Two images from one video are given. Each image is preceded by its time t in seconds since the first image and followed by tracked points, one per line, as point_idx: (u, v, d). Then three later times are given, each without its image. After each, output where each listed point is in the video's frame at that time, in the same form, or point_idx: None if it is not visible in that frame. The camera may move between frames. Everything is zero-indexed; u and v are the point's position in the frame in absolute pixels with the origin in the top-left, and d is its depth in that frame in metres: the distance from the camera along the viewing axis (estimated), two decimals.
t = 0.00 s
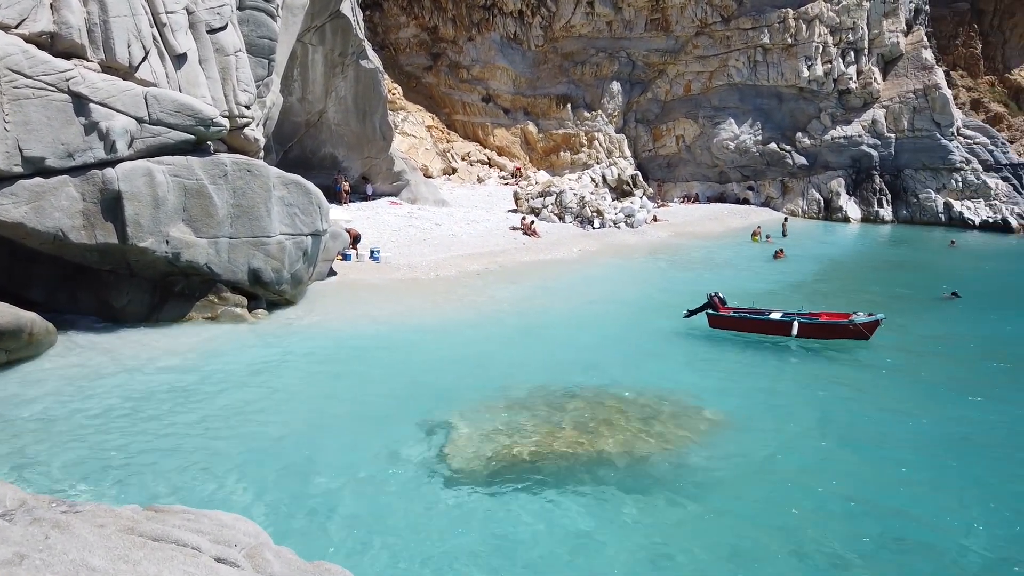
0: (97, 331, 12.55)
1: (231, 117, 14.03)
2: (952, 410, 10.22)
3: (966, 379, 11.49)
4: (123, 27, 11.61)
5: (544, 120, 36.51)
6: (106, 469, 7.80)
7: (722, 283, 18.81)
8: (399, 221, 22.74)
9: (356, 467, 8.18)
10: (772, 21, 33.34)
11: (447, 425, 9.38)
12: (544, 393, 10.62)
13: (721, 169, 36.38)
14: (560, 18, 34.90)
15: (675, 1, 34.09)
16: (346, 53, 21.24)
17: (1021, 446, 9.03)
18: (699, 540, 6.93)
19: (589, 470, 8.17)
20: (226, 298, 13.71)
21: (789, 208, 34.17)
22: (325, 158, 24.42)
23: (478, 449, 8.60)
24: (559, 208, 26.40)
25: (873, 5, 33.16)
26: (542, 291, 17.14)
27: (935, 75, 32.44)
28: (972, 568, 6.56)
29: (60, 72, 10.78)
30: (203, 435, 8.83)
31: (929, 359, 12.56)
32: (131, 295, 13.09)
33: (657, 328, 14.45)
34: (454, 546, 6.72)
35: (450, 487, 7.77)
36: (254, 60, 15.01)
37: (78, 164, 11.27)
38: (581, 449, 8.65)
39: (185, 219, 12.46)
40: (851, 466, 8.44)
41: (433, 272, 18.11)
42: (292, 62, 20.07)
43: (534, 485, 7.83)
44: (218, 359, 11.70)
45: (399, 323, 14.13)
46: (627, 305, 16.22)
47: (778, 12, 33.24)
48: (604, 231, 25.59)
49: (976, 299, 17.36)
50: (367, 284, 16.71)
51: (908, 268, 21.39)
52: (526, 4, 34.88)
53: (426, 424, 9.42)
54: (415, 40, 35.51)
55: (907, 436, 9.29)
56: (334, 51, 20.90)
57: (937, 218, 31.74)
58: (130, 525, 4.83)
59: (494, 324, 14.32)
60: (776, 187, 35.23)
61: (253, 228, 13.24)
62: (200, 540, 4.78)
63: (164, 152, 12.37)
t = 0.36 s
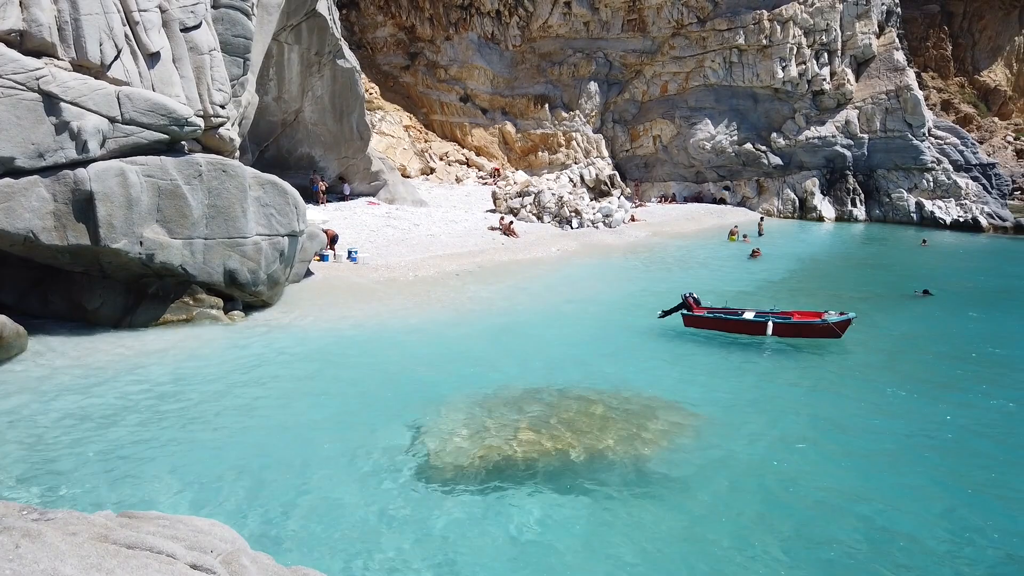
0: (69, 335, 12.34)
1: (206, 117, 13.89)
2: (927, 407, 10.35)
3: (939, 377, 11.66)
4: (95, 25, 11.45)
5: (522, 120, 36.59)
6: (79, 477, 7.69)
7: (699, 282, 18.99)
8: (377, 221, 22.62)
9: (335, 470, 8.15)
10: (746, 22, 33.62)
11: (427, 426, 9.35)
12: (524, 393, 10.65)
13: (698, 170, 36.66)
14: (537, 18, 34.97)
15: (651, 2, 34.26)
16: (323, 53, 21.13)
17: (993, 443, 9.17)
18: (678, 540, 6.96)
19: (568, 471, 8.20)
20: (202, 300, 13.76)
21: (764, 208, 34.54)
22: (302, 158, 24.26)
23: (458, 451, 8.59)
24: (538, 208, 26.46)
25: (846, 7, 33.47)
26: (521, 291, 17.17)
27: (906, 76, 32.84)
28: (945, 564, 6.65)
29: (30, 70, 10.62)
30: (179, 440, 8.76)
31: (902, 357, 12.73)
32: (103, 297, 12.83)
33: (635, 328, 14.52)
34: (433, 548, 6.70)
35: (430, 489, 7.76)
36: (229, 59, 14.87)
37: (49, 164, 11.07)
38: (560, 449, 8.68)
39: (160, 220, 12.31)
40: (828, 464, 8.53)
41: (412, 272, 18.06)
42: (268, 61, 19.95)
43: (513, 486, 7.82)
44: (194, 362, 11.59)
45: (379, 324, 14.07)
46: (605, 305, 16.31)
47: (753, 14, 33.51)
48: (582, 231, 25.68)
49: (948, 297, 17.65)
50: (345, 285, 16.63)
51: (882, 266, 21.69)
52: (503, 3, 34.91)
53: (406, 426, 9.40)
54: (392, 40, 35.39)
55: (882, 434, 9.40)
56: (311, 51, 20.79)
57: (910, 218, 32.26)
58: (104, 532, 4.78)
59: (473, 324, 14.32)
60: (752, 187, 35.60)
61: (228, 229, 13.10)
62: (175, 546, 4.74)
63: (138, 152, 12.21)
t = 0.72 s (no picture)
0: (41, 338, 12.18)
1: (182, 117, 13.74)
2: (905, 406, 10.45)
3: (917, 375, 11.78)
4: (68, 24, 11.25)
5: (502, 120, 36.61)
6: (53, 484, 7.57)
7: (678, 282, 19.11)
8: (357, 222, 22.49)
9: (313, 474, 8.09)
10: (724, 23, 33.84)
11: (408, 429, 9.30)
12: (505, 395, 10.65)
13: (677, 170, 36.86)
14: (516, 19, 35.01)
15: (630, 3, 34.41)
16: (300, 52, 20.99)
17: (973, 442, 9.24)
18: (657, 540, 6.99)
19: (549, 473, 8.19)
20: (178, 302, 13.44)
21: (742, 208, 34.82)
22: (280, 158, 24.07)
23: (438, 454, 8.55)
24: (518, 208, 26.48)
25: (822, 9, 33.75)
26: (501, 292, 17.16)
27: (882, 78, 33.17)
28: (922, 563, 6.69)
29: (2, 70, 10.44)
30: (155, 445, 8.66)
31: (879, 355, 12.88)
32: (78, 300, 12.68)
33: (615, 328, 14.56)
34: (412, 553, 6.66)
35: (410, 493, 7.71)
36: (205, 58, 14.71)
37: (22, 165, 10.90)
38: (540, 451, 8.67)
39: (135, 221, 12.15)
40: (808, 464, 8.59)
41: (392, 273, 17.99)
42: (245, 61, 19.80)
43: (494, 489, 7.81)
44: (170, 365, 11.46)
45: (359, 326, 13.99)
46: (585, 305, 16.35)
47: (731, 15, 33.73)
48: (562, 231, 25.73)
49: (923, 295, 17.92)
50: (324, 286, 16.52)
51: (859, 265, 21.95)
52: (482, 4, 34.89)
53: (385, 429, 9.35)
54: (371, 39, 35.33)
55: (863, 433, 9.46)
56: (288, 51, 20.64)
57: (885, 217, 32.56)
58: (77, 540, 4.70)
59: (453, 326, 14.29)
60: (729, 187, 35.87)
61: (206, 230, 12.97)
62: (150, 554, 4.67)
63: (112, 152, 12.05)
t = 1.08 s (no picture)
0: (17, 340, 12.16)
1: (160, 117, 13.60)
2: (884, 404, 10.55)
3: (896, 374, 11.89)
4: (43, 22, 11.07)
5: (484, 120, 36.57)
6: (29, 490, 7.47)
7: (661, 281, 19.19)
8: (338, 222, 22.38)
9: (294, 478, 8.03)
10: (705, 24, 34.03)
11: (391, 431, 9.26)
12: (488, 395, 10.65)
13: (659, 170, 37.03)
14: (498, 19, 35.03)
15: (611, 4, 34.51)
16: (281, 52, 20.87)
17: (952, 440, 9.32)
18: (639, 540, 7.01)
19: (532, 474, 8.20)
20: (158, 304, 13.24)
21: (723, 208, 35.04)
22: (261, 158, 23.88)
23: (421, 455, 8.53)
24: (501, 208, 26.49)
25: (801, 10, 34.03)
26: (485, 292, 17.14)
27: (860, 78, 33.49)
28: (901, 561, 6.75)
29: None
30: (134, 449, 8.58)
31: (858, 354, 13.01)
32: (55, 301, 12.61)
33: (598, 328, 14.59)
34: (395, 557, 6.62)
35: (392, 496, 7.68)
36: (184, 57, 14.58)
37: None
38: (524, 452, 8.68)
39: (113, 222, 12.01)
40: (790, 463, 8.64)
41: (374, 274, 17.91)
42: (225, 60, 19.64)
43: (477, 491, 7.81)
44: (148, 368, 11.36)
45: (342, 328, 13.91)
46: (568, 305, 16.38)
47: (712, 16, 33.93)
48: (545, 231, 25.75)
49: (896, 293, 18.14)
50: (306, 287, 16.42)
51: (836, 264, 22.18)
52: (464, 4, 34.87)
53: (368, 431, 9.30)
54: (353, 39, 35.18)
55: (845, 432, 9.53)
56: (269, 50, 20.51)
57: (863, 217, 32.72)
58: (54, 547, 4.65)
59: (436, 326, 14.26)
60: (711, 188, 36.09)
61: (185, 231, 12.86)
62: (129, 561, 4.62)
63: (89, 152, 11.92)
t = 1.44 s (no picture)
0: None
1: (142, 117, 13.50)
2: (866, 403, 10.65)
3: (877, 373, 12.01)
4: (21, 21, 10.96)
5: (469, 120, 36.53)
6: (6, 496, 7.36)
7: (645, 281, 19.25)
8: (322, 223, 22.28)
9: (278, 481, 7.99)
10: (688, 25, 34.21)
11: (375, 434, 9.22)
12: (474, 398, 10.63)
13: (642, 171, 37.19)
14: (482, 19, 35.05)
15: (595, 4, 34.59)
16: (264, 52, 20.76)
17: (935, 440, 9.38)
18: (623, 541, 7.02)
19: (517, 476, 8.20)
20: (138, 306, 13.14)
21: (706, 208, 35.27)
22: (243, 159, 23.70)
23: (406, 458, 8.51)
24: (485, 209, 26.49)
25: (783, 12, 34.30)
26: (470, 294, 17.12)
27: (841, 80, 33.78)
28: (882, 559, 6.80)
29: None
30: (115, 453, 8.50)
31: (839, 353, 13.12)
32: (34, 305, 12.37)
33: (583, 329, 14.60)
34: (380, 561, 6.60)
35: (378, 499, 7.65)
36: (166, 57, 14.47)
37: None
38: (509, 453, 8.68)
39: (93, 223, 11.87)
40: (773, 463, 8.69)
41: (359, 275, 17.84)
42: (206, 60, 19.50)
43: (461, 494, 7.78)
44: (129, 371, 11.26)
45: (326, 330, 13.84)
46: (553, 306, 16.41)
47: (694, 18, 34.12)
48: (530, 232, 25.77)
49: (874, 292, 18.32)
50: (290, 289, 16.32)
51: (818, 264, 22.37)
52: (448, 4, 34.86)
53: (352, 434, 9.26)
54: (336, 39, 35.07)
55: (827, 432, 9.61)
56: (251, 50, 20.39)
57: (845, 217, 32.87)
58: (31, 556, 4.59)
59: (421, 328, 14.23)
60: (694, 188, 36.30)
61: (167, 232, 12.75)
62: (107, 568, 4.57)
63: (68, 152, 11.78)
